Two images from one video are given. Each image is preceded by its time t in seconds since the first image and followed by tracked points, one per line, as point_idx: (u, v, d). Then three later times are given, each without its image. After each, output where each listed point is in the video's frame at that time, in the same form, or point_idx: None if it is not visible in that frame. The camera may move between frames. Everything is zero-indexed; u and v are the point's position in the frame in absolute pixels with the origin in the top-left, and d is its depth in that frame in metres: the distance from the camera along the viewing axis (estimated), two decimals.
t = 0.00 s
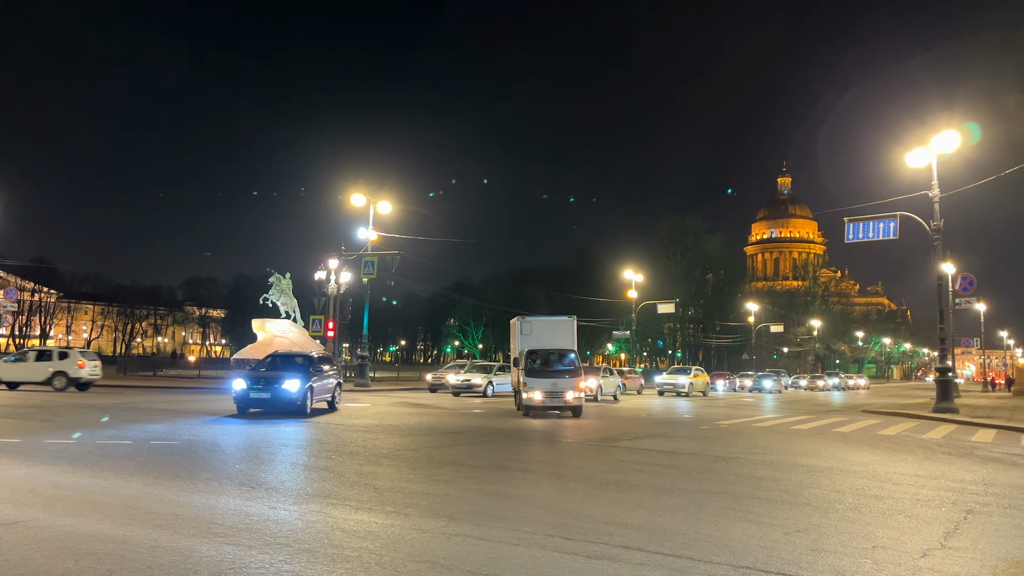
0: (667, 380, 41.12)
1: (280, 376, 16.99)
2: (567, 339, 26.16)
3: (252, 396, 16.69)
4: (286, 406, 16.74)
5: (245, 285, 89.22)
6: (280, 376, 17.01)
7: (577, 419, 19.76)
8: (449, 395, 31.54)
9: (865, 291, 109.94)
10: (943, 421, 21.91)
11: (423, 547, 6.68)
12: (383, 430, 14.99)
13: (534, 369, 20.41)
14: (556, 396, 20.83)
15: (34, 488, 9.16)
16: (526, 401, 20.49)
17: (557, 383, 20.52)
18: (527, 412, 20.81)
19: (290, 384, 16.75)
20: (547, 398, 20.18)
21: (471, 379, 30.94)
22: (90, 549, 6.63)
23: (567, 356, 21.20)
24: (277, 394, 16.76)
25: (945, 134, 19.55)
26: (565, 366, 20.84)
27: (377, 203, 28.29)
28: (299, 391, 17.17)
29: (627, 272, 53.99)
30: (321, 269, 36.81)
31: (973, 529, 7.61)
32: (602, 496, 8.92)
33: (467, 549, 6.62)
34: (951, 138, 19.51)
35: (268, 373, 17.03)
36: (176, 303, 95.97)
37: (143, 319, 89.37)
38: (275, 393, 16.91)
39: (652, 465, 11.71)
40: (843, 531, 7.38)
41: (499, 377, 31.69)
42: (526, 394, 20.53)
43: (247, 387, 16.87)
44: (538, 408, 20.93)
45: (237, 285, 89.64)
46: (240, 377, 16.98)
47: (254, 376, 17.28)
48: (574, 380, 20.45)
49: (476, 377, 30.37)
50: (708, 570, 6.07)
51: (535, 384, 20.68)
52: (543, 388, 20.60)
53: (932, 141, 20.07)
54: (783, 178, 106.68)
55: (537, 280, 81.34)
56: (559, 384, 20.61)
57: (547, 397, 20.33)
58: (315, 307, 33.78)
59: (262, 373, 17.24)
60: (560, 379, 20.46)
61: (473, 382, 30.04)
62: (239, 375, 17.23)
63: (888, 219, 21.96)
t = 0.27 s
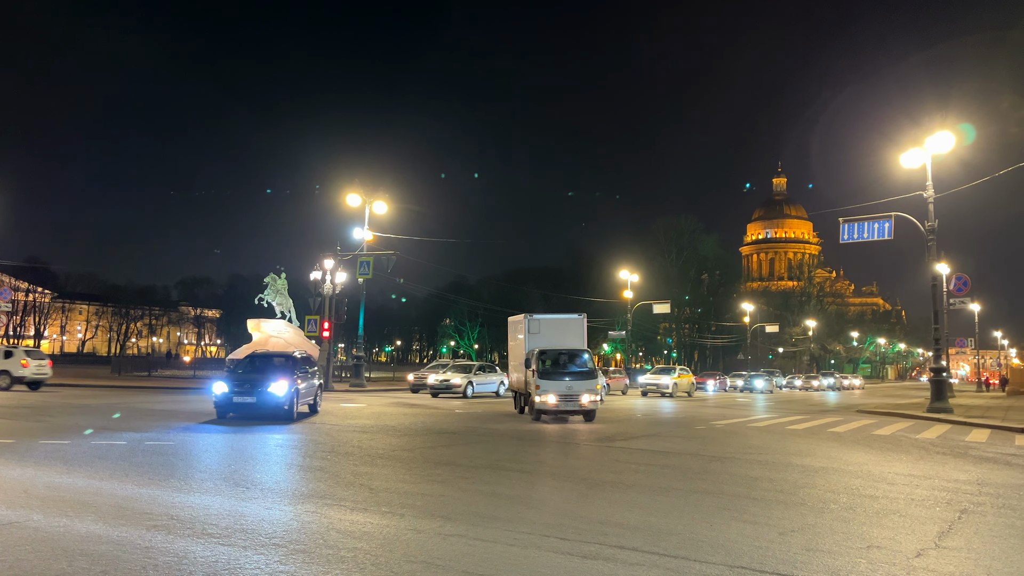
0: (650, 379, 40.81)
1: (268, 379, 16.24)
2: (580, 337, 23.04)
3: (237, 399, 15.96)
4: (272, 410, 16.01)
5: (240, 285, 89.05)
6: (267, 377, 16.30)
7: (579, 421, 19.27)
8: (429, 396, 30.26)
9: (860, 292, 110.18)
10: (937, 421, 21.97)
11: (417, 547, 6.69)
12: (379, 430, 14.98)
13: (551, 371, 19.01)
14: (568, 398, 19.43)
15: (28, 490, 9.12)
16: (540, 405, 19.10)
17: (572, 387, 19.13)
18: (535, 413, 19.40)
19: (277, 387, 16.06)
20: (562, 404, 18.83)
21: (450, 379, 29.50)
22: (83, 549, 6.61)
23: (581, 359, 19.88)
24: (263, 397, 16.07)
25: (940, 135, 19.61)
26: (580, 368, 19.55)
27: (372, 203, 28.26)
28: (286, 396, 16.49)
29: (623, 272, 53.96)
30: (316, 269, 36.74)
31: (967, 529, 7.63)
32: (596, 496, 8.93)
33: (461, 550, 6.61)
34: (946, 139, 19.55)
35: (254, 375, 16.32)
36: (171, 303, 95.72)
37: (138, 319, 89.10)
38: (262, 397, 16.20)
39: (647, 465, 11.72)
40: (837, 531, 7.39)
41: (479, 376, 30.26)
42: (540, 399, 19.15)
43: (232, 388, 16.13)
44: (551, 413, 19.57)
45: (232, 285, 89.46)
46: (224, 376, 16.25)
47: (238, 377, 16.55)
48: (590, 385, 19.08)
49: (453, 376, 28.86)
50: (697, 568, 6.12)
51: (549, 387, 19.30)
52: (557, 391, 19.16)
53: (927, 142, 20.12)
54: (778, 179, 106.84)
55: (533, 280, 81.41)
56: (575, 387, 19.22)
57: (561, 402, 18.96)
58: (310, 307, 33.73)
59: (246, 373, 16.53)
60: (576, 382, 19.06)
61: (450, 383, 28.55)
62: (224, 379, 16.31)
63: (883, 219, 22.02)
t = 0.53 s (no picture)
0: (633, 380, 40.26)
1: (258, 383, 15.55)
2: (595, 337, 20.22)
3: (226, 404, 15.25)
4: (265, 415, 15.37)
5: (235, 285, 88.86)
6: (256, 379, 15.61)
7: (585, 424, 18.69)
8: (405, 397, 28.59)
9: (854, 292, 110.48)
10: (931, 421, 22.07)
11: (411, 547, 6.71)
12: (374, 430, 14.97)
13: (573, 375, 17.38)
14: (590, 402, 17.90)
15: (21, 491, 9.09)
16: (560, 409, 17.52)
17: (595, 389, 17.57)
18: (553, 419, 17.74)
19: (268, 390, 15.43)
20: (585, 409, 17.39)
21: (429, 380, 27.84)
22: (77, 550, 6.60)
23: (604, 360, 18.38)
24: (253, 401, 15.40)
25: (933, 136, 19.67)
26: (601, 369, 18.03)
27: (367, 203, 28.24)
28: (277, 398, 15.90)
29: (618, 273, 53.93)
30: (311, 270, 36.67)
31: (960, 528, 7.67)
32: (592, 497, 8.95)
33: (455, 550, 6.61)
34: (940, 140, 19.60)
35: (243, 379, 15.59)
36: (166, 303, 95.45)
37: (132, 319, 88.83)
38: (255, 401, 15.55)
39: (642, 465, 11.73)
40: (831, 531, 7.41)
41: (458, 377, 28.72)
42: (561, 402, 17.56)
43: (219, 393, 15.39)
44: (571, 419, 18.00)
45: (227, 286, 89.26)
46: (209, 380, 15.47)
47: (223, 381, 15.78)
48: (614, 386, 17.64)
49: (434, 377, 27.18)
50: (690, 567, 6.15)
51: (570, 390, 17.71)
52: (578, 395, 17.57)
53: (921, 143, 20.17)
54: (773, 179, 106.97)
55: (528, 281, 81.43)
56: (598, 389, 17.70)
57: (584, 406, 17.41)
58: (305, 307, 33.69)
59: (232, 376, 15.81)
60: (600, 384, 17.55)
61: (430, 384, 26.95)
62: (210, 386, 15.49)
63: (877, 220, 22.08)
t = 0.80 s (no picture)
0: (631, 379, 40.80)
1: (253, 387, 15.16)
2: (619, 336, 17.94)
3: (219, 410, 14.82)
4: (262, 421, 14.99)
5: (229, 286, 88.66)
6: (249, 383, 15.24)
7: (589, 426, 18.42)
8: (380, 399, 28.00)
9: (848, 293, 110.79)
10: (924, 421, 22.18)
11: (405, 547, 6.72)
12: (368, 431, 14.94)
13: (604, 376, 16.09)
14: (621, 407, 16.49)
15: (13, 493, 9.05)
16: (591, 416, 15.99)
17: (627, 392, 16.13)
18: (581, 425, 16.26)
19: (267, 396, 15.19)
20: (618, 415, 15.97)
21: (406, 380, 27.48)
22: (69, 551, 6.58)
23: (632, 359, 16.82)
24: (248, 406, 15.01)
25: (927, 137, 19.73)
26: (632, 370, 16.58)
27: (362, 204, 28.21)
28: (271, 401, 15.57)
29: (613, 273, 53.84)
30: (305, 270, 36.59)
31: (954, 528, 7.68)
32: (587, 497, 8.96)
33: (449, 552, 6.60)
34: (933, 141, 19.68)
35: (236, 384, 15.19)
36: (159, 304, 95.19)
37: (126, 320, 88.47)
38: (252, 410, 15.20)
39: (635, 465, 11.78)
40: (825, 531, 7.42)
41: (436, 377, 28.37)
42: (592, 408, 15.99)
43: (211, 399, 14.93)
44: (598, 423, 16.48)
45: (221, 287, 89.05)
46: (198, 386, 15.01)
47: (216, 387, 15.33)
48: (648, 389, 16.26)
49: (411, 377, 26.93)
50: (684, 567, 6.16)
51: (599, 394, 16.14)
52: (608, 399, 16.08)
53: (914, 144, 20.24)
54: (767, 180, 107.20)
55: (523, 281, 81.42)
56: (630, 393, 16.21)
57: (617, 412, 15.96)
58: (299, 308, 33.62)
59: (223, 380, 15.41)
60: (634, 388, 16.09)
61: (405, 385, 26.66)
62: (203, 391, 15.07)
63: (870, 221, 22.13)
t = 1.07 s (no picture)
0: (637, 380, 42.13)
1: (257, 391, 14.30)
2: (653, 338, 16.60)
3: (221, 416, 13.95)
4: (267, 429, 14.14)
5: (223, 287, 88.41)
6: (252, 387, 14.41)
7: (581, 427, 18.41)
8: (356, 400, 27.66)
9: (841, 294, 111.13)
10: (916, 421, 22.29)
11: (399, 548, 6.72)
12: (363, 432, 14.90)
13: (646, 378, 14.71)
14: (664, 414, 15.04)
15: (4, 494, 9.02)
16: (635, 424, 14.52)
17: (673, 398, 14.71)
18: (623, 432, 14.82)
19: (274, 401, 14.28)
20: (664, 423, 14.55)
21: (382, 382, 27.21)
22: (60, 553, 6.55)
23: (671, 361, 15.47)
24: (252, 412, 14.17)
25: (920, 138, 19.80)
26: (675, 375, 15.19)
27: (357, 204, 28.16)
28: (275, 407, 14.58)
29: (608, 274, 53.84)
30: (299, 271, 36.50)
31: (947, 529, 7.71)
32: (580, 498, 8.97)
33: (442, 552, 6.61)
34: (926, 142, 19.75)
35: (238, 388, 14.32)
36: (153, 305, 94.86)
37: (119, 321, 88.19)
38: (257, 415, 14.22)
39: (629, 466, 11.78)
40: (818, 532, 7.44)
41: (413, 378, 28.19)
42: (636, 415, 14.55)
43: (211, 404, 14.07)
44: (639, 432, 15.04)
45: (215, 287, 88.79)
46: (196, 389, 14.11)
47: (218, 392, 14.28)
48: (694, 395, 14.93)
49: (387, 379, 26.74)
50: (677, 567, 6.18)
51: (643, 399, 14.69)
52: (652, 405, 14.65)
53: (907, 145, 20.30)
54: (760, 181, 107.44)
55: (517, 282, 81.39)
56: (675, 399, 14.81)
57: (663, 420, 14.54)
58: (293, 309, 33.54)
59: (223, 383, 14.54)
60: (681, 393, 14.69)
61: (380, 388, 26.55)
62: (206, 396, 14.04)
63: (863, 222, 22.19)
